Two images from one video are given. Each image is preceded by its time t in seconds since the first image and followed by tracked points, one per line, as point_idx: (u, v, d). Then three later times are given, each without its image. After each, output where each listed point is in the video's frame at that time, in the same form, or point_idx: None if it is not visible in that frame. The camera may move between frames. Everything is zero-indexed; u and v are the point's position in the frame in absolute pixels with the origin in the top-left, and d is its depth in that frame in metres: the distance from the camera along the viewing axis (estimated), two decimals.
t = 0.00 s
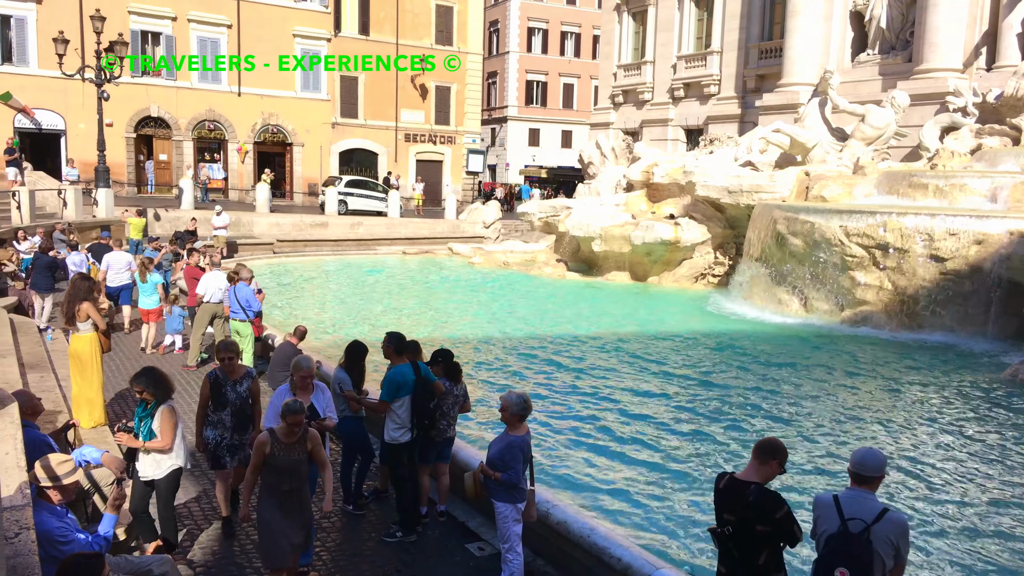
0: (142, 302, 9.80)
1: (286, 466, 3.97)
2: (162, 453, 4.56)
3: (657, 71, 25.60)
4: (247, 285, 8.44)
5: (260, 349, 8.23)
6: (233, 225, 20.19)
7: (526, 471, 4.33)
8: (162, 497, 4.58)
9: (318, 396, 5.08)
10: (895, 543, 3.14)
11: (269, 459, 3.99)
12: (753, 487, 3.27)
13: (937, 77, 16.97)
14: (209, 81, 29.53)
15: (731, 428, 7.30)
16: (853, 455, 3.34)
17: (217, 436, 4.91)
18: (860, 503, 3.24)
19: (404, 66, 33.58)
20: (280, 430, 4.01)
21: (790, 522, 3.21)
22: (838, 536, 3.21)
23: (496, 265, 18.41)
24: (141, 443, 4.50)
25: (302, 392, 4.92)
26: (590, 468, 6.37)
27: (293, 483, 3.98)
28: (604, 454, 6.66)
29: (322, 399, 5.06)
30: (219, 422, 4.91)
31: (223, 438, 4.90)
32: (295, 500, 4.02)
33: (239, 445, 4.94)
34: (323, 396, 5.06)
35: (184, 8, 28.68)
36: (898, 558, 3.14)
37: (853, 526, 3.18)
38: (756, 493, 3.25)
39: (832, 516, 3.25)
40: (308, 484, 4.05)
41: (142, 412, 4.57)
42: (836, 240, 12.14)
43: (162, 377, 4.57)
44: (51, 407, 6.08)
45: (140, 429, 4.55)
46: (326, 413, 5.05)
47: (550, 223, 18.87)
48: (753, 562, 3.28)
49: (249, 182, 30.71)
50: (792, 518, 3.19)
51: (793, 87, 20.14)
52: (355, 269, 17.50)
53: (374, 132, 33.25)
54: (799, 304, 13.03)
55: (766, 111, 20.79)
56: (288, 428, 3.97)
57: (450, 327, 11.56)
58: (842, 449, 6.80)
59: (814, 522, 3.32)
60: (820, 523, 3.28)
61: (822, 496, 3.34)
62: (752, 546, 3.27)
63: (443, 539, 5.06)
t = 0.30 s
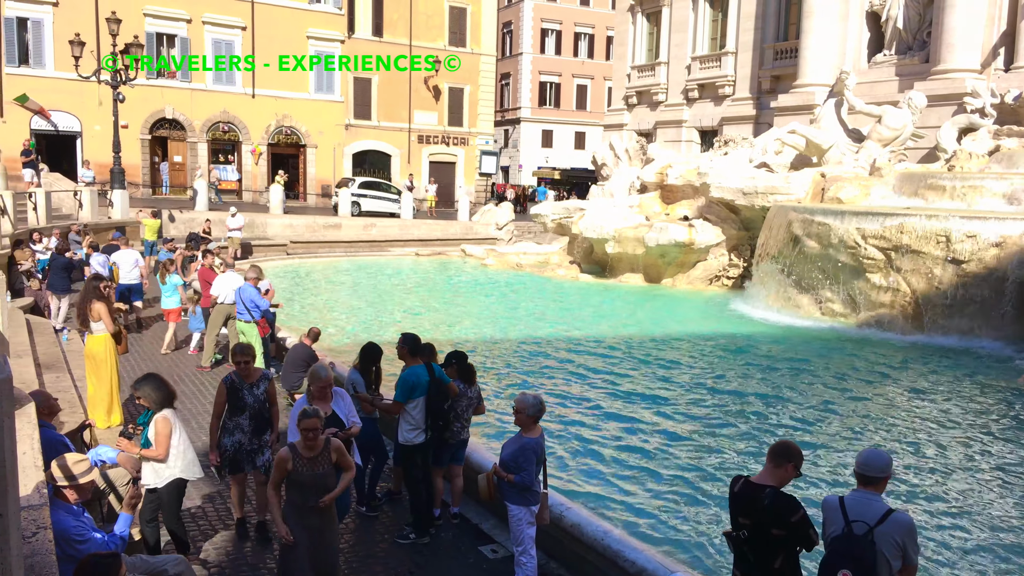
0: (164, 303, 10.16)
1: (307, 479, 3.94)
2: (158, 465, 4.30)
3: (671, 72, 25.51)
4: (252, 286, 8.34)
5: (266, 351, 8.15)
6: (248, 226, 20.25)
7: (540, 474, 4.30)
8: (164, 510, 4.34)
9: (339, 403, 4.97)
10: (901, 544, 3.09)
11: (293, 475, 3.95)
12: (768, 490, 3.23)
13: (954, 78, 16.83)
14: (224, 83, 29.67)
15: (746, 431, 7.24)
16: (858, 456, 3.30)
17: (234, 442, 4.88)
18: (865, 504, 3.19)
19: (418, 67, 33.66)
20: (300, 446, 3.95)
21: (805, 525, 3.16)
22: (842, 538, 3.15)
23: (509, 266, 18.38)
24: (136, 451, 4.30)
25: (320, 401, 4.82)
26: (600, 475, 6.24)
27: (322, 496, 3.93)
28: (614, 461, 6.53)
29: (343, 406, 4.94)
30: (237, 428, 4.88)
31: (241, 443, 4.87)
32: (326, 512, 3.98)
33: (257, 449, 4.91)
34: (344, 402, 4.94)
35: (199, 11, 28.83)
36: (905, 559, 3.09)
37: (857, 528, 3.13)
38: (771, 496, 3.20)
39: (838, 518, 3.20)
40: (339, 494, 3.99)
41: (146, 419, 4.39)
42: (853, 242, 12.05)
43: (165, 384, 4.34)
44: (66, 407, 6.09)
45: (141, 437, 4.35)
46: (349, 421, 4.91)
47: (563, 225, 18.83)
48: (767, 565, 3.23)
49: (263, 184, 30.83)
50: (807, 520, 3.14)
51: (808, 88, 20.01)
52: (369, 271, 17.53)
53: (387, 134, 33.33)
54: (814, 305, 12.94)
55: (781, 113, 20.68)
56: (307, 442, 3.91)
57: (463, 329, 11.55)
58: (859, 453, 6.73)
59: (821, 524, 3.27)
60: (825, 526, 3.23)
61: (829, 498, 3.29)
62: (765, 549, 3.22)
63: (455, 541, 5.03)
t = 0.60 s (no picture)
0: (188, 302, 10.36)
1: (345, 501, 3.75)
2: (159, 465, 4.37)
3: (687, 73, 25.42)
4: (260, 286, 8.25)
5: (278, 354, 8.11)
6: (264, 227, 20.37)
7: (554, 476, 4.28)
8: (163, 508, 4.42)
9: (370, 413, 4.90)
10: (915, 548, 3.05)
11: (330, 496, 3.75)
12: (784, 494, 3.22)
13: (974, 78, 16.66)
14: (240, 84, 29.84)
15: (763, 434, 7.19)
16: (868, 460, 3.28)
17: (260, 447, 4.83)
18: (875, 508, 3.16)
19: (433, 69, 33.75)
20: (337, 464, 3.78)
21: (822, 529, 3.14)
22: (854, 543, 3.12)
23: (524, 268, 18.38)
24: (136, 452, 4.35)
25: (353, 410, 4.69)
26: (613, 482, 6.13)
27: (361, 518, 3.76)
28: (628, 468, 6.42)
29: (375, 416, 4.86)
30: (262, 433, 4.82)
31: (267, 447, 4.83)
32: (362, 536, 3.79)
33: (282, 456, 4.87)
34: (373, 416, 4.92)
35: (216, 13, 29.03)
36: (920, 562, 3.05)
37: (869, 533, 3.11)
38: (787, 501, 3.19)
39: (850, 523, 3.17)
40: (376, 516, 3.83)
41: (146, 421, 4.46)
42: (871, 244, 11.95)
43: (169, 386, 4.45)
44: (85, 406, 6.15)
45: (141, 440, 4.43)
46: (379, 429, 4.85)
47: (578, 227, 18.81)
48: (783, 570, 3.20)
49: (279, 185, 30.99)
50: (824, 524, 3.12)
51: (825, 89, 19.88)
52: (384, 272, 17.57)
53: (402, 135, 33.43)
54: (831, 308, 12.84)
55: (798, 114, 20.55)
56: (347, 460, 3.75)
57: (478, 330, 11.55)
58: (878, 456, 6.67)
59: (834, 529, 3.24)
60: (838, 531, 3.22)
61: (840, 503, 3.27)
62: (782, 554, 3.19)
63: (470, 543, 5.02)
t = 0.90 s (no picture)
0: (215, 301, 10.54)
1: (395, 514, 3.59)
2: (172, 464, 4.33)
3: (705, 75, 25.31)
4: (278, 288, 8.29)
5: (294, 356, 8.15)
6: (282, 228, 20.51)
7: (571, 478, 4.28)
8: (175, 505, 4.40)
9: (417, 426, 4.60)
10: (934, 551, 3.02)
11: (379, 507, 3.60)
12: (803, 498, 3.20)
13: (995, 78, 16.48)
14: (259, 86, 30.03)
15: (781, 437, 7.15)
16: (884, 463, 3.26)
17: (282, 450, 4.84)
18: (893, 512, 3.14)
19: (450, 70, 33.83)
20: (391, 474, 3.62)
21: (841, 533, 3.12)
22: (873, 547, 3.10)
23: (540, 269, 18.37)
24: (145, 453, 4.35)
25: (399, 422, 4.36)
26: (631, 484, 6.12)
27: (408, 535, 3.60)
28: (645, 470, 6.40)
29: (420, 430, 4.56)
30: (284, 436, 4.82)
31: (288, 451, 4.83)
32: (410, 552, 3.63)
33: (306, 459, 4.88)
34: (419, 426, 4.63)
35: (236, 16, 29.25)
36: (939, 565, 3.02)
37: (887, 537, 3.08)
38: (806, 504, 3.17)
39: (868, 527, 3.15)
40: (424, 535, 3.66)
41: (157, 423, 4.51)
42: (890, 246, 11.84)
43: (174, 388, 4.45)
44: (106, 405, 6.22)
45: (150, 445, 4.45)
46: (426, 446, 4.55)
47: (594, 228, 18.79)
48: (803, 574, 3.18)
49: (297, 187, 31.16)
50: (843, 528, 3.11)
51: (845, 90, 19.73)
52: (401, 273, 17.63)
53: (419, 137, 33.53)
54: (851, 311, 12.76)
55: (817, 115, 20.42)
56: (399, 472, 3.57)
57: (494, 332, 11.56)
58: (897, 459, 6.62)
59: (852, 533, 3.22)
60: (856, 535, 3.19)
61: (858, 507, 3.24)
62: (802, 558, 3.17)
63: (487, 545, 5.02)
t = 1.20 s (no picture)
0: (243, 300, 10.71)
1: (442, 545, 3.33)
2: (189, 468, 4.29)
3: (723, 75, 25.19)
4: (296, 287, 8.35)
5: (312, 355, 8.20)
6: (301, 229, 20.61)
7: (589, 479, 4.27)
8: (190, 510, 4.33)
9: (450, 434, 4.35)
10: (954, 554, 3.00)
11: (425, 538, 3.33)
12: (822, 501, 3.19)
13: (1018, 78, 16.28)
14: (278, 88, 30.22)
15: (800, 439, 7.10)
16: (902, 466, 3.23)
17: (294, 450, 4.87)
18: (912, 515, 3.11)
19: (468, 71, 33.91)
20: (435, 503, 3.32)
21: (860, 536, 3.11)
22: (892, 550, 3.07)
23: (557, 270, 18.35)
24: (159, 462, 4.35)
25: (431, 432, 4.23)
26: (648, 486, 6.09)
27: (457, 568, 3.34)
28: (662, 472, 6.37)
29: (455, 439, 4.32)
30: (295, 435, 4.85)
31: (300, 451, 4.86)
32: None
33: (319, 459, 4.89)
34: (455, 435, 4.28)
35: (255, 18, 29.44)
36: (959, 569, 2.99)
37: (907, 540, 3.06)
38: (826, 507, 3.16)
39: (887, 530, 3.12)
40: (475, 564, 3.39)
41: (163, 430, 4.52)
42: (912, 247, 11.72)
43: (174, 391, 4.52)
44: (128, 404, 6.28)
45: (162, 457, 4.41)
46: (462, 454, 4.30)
47: (612, 229, 18.75)
48: None
49: (315, 187, 31.33)
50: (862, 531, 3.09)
51: (865, 90, 19.58)
52: (419, 274, 17.68)
53: (437, 138, 33.62)
54: (871, 312, 12.66)
55: (837, 115, 20.28)
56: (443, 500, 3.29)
57: (511, 332, 11.56)
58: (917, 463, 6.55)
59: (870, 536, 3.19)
60: (874, 539, 3.16)
61: (875, 511, 3.21)
62: (820, 561, 3.15)
63: (504, 545, 5.03)
